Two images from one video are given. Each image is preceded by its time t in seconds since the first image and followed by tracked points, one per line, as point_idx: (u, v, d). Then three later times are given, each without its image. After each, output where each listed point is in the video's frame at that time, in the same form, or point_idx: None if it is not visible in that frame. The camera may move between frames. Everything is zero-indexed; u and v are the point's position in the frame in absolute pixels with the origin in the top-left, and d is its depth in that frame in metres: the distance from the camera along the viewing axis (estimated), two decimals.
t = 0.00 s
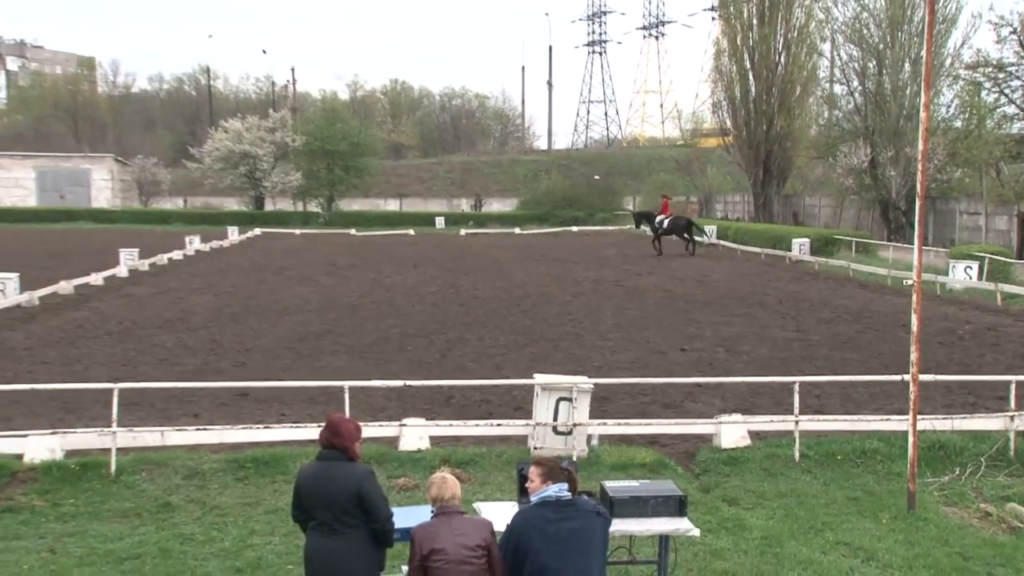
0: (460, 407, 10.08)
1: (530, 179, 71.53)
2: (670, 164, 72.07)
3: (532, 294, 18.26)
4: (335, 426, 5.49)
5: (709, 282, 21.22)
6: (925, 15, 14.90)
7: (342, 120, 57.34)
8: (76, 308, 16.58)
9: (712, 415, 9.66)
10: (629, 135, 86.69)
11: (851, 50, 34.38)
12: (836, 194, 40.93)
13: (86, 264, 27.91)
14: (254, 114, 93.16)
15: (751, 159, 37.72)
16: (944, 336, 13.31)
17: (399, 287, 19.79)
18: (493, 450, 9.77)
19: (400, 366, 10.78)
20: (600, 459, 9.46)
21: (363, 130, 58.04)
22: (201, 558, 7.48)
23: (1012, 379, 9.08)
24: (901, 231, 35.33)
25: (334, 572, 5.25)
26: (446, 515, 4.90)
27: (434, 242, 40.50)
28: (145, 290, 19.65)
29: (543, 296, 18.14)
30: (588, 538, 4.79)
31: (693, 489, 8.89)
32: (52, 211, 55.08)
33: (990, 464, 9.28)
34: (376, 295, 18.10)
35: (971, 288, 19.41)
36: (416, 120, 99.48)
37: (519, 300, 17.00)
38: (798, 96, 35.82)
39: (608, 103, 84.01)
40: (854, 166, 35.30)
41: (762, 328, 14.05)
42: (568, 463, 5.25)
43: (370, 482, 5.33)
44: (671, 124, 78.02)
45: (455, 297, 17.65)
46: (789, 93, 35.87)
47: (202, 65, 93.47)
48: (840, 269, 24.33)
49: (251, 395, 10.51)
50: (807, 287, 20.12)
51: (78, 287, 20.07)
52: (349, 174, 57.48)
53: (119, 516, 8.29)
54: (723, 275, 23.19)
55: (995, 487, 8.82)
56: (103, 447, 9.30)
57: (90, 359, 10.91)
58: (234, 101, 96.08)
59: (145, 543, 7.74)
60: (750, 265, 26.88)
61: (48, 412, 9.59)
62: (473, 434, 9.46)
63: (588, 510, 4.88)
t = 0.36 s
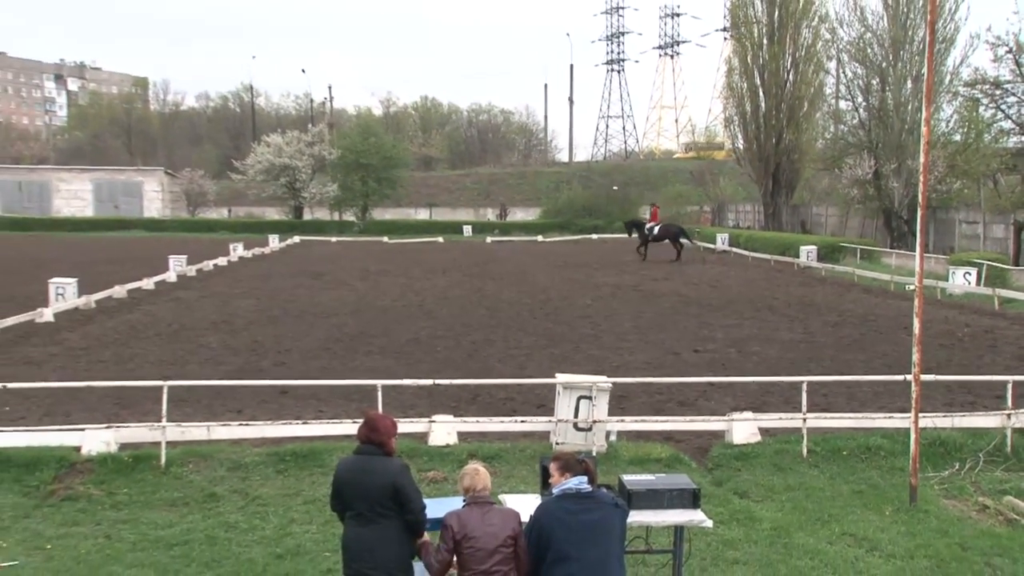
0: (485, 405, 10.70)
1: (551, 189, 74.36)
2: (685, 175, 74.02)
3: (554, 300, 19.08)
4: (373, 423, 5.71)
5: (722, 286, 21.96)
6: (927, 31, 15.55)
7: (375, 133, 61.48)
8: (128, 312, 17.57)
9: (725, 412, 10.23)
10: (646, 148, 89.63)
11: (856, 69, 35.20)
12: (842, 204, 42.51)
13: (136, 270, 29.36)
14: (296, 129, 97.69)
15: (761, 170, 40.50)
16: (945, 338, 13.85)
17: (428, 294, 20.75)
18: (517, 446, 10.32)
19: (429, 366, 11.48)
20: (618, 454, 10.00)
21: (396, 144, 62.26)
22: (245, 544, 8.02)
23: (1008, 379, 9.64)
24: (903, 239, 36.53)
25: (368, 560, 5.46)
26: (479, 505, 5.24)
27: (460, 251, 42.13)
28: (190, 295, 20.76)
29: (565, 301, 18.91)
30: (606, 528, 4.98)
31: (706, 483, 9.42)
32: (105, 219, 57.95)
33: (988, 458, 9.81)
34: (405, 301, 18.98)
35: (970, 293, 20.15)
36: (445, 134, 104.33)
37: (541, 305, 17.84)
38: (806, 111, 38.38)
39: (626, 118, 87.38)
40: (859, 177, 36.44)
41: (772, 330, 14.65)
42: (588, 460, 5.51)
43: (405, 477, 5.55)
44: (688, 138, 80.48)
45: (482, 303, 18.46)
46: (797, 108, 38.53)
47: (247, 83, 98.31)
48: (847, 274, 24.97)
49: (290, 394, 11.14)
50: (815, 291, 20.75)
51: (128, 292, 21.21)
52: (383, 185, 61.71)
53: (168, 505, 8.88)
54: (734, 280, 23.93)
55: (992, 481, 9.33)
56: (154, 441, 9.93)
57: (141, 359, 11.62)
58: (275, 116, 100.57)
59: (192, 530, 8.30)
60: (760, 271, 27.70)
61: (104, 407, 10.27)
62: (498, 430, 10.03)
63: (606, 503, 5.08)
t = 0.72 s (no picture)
0: (505, 404, 11.21)
1: (567, 197, 76.05)
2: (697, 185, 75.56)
3: (571, 304, 19.73)
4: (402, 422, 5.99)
5: (731, 291, 22.55)
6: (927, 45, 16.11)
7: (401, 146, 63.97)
8: (165, 315, 18.34)
9: (734, 412, 10.69)
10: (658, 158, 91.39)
11: (859, 83, 36.63)
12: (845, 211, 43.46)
13: (174, 275, 30.51)
14: (326, 141, 100.93)
15: (769, 180, 41.12)
16: (947, 341, 14.33)
17: (448, 299, 21.45)
18: (535, 443, 10.75)
19: (452, 367, 12.09)
20: (632, 452, 10.43)
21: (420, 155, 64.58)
22: (276, 536, 8.42)
23: (1005, 381, 10.13)
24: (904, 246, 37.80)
25: (393, 552, 5.73)
26: (500, 499, 5.42)
27: (480, 257, 43.43)
28: (224, 300, 21.59)
29: (580, 305, 19.52)
30: (620, 522, 5.18)
31: (716, 479, 9.86)
32: (144, 228, 59.99)
33: (986, 456, 10.26)
34: (425, 306, 19.65)
35: (969, 297, 20.87)
36: (468, 147, 107.97)
37: (558, 310, 18.48)
38: (812, 124, 39.19)
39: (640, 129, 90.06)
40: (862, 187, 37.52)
41: (779, 332, 15.18)
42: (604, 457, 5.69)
43: (430, 473, 5.81)
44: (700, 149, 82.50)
45: (501, 307, 19.12)
46: (803, 122, 39.13)
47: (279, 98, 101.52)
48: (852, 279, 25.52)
49: (319, 394, 11.65)
50: (821, 295, 21.28)
51: (166, 296, 22.08)
52: (407, 195, 63.83)
53: (204, 498, 9.32)
54: (744, 285, 24.53)
55: (990, 478, 9.74)
56: (189, 438, 10.43)
57: (178, 360, 12.19)
58: (305, 130, 103.81)
59: (227, 522, 8.72)
60: (767, 277, 28.33)
61: (143, 406, 10.80)
62: (517, 428, 10.51)
63: (619, 498, 5.27)
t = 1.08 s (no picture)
0: (518, 406, 11.60)
1: (577, 207, 77.26)
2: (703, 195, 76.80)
3: (581, 309, 20.26)
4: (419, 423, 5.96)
5: (736, 297, 23.02)
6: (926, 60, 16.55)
7: (418, 159, 65.56)
8: (192, 321, 18.95)
9: (739, 415, 11.08)
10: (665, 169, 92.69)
11: (859, 97, 37.16)
12: (846, 221, 44.24)
13: (200, 283, 31.36)
14: (346, 154, 103.03)
15: (772, 191, 41.69)
16: (945, 346, 14.71)
17: (460, 305, 22.00)
18: (547, 445, 11.10)
19: (466, 372, 12.54)
20: (640, 454, 10.79)
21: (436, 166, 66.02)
22: (298, 533, 8.64)
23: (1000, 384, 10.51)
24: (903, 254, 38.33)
25: (415, 550, 5.79)
26: (513, 498, 5.52)
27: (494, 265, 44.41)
28: (247, 306, 22.25)
29: (591, 311, 20.04)
30: (630, 523, 5.20)
31: (721, 479, 10.19)
32: (171, 238, 61.58)
33: (982, 458, 10.62)
34: (438, 312, 20.17)
35: (967, 303, 21.56)
36: (483, 159, 109.91)
37: (568, 315, 18.98)
38: (813, 137, 39.84)
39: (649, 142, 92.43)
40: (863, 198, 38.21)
41: (782, 337, 15.58)
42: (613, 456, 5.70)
43: (451, 474, 5.84)
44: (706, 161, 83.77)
45: (515, 313, 19.64)
46: (805, 134, 39.83)
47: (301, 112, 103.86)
48: (853, 286, 25.98)
49: (337, 396, 12.05)
50: (823, 302, 21.70)
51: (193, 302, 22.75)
52: (424, 205, 65.02)
53: (228, 497, 9.64)
54: (748, 292, 24.99)
55: (986, 478, 10.07)
56: (216, 439, 10.83)
57: (203, 363, 12.66)
58: (327, 143, 106.40)
59: (251, 519, 9.00)
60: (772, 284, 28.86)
61: (172, 408, 11.24)
62: (529, 430, 10.89)
63: (629, 498, 5.28)
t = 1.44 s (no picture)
0: (529, 412, 11.80)
1: (587, 218, 77.76)
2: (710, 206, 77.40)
3: (590, 318, 20.57)
4: (435, 431, 6.12)
5: (743, 306, 23.25)
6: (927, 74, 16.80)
7: (430, 170, 66.11)
8: (210, 329, 19.28)
9: (745, 421, 11.27)
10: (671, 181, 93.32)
11: (862, 111, 37.38)
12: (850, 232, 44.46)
13: (218, 291, 31.76)
14: (360, 166, 103.94)
15: (777, 202, 42.05)
16: (948, 355, 14.89)
17: (471, 313, 22.38)
18: (556, 449, 11.24)
19: (476, 380, 12.80)
20: (648, 459, 10.93)
21: (445, 176, 66.45)
22: (312, 537, 8.63)
23: (1003, 391, 10.69)
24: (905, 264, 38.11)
25: (428, 555, 5.89)
26: (522, 504, 5.69)
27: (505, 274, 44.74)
28: (264, 314, 22.58)
29: (600, 319, 20.26)
30: (637, 526, 5.39)
31: (728, 484, 10.33)
32: (188, 248, 62.22)
33: (984, 464, 10.79)
34: (449, 320, 20.51)
35: (969, 313, 21.85)
36: (495, 170, 110.60)
37: (578, 323, 19.30)
38: (817, 149, 40.29)
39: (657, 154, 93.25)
40: (866, 209, 38.44)
41: (788, 345, 15.80)
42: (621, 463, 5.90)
43: (466, 481, 6.00)
44: (712, 173, 84.29)
45: (525, 322, 19.89)
46: (809, 146, 40.42)
47: (316, 125, 104.96)
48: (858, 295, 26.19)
49: (352, 402, 12.34)
50: (828, 310, 21.91)
51: (211, 310, 23.11)
52: (435, 215, 65.47)
53: (243, 501, 9.72)
54: (755, 301, 25.22)
55: (989, 484, 10.22)
56: (232, 444, 11.02)
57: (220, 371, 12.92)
58: (341, 155, 107.40)
59: (266, 523, 9.03)
60: (778, 293, 29.07)
61: (190, 414, 11.45)
62: (538, 435, 11.06)
63: (637, 503, 5.47)
